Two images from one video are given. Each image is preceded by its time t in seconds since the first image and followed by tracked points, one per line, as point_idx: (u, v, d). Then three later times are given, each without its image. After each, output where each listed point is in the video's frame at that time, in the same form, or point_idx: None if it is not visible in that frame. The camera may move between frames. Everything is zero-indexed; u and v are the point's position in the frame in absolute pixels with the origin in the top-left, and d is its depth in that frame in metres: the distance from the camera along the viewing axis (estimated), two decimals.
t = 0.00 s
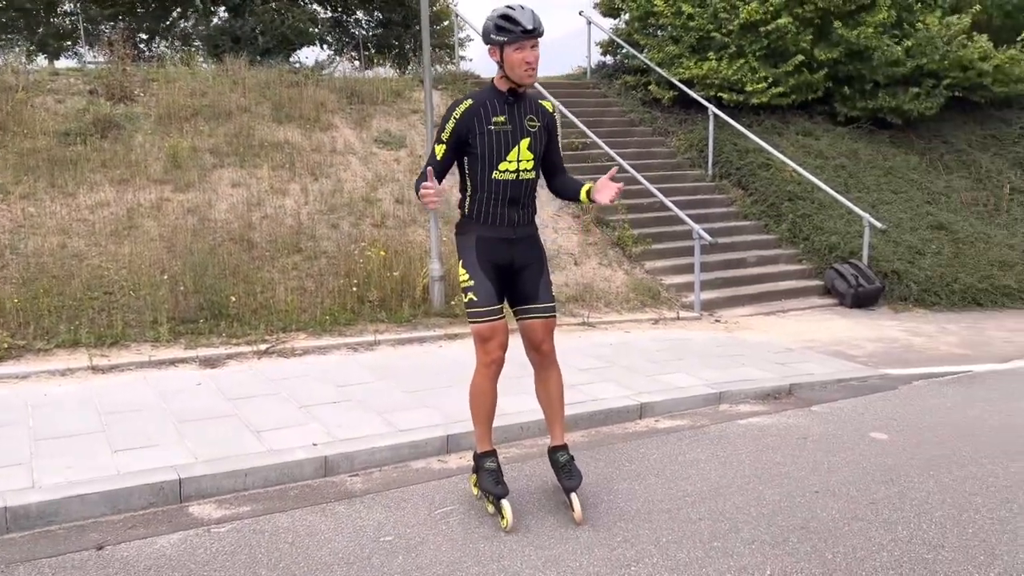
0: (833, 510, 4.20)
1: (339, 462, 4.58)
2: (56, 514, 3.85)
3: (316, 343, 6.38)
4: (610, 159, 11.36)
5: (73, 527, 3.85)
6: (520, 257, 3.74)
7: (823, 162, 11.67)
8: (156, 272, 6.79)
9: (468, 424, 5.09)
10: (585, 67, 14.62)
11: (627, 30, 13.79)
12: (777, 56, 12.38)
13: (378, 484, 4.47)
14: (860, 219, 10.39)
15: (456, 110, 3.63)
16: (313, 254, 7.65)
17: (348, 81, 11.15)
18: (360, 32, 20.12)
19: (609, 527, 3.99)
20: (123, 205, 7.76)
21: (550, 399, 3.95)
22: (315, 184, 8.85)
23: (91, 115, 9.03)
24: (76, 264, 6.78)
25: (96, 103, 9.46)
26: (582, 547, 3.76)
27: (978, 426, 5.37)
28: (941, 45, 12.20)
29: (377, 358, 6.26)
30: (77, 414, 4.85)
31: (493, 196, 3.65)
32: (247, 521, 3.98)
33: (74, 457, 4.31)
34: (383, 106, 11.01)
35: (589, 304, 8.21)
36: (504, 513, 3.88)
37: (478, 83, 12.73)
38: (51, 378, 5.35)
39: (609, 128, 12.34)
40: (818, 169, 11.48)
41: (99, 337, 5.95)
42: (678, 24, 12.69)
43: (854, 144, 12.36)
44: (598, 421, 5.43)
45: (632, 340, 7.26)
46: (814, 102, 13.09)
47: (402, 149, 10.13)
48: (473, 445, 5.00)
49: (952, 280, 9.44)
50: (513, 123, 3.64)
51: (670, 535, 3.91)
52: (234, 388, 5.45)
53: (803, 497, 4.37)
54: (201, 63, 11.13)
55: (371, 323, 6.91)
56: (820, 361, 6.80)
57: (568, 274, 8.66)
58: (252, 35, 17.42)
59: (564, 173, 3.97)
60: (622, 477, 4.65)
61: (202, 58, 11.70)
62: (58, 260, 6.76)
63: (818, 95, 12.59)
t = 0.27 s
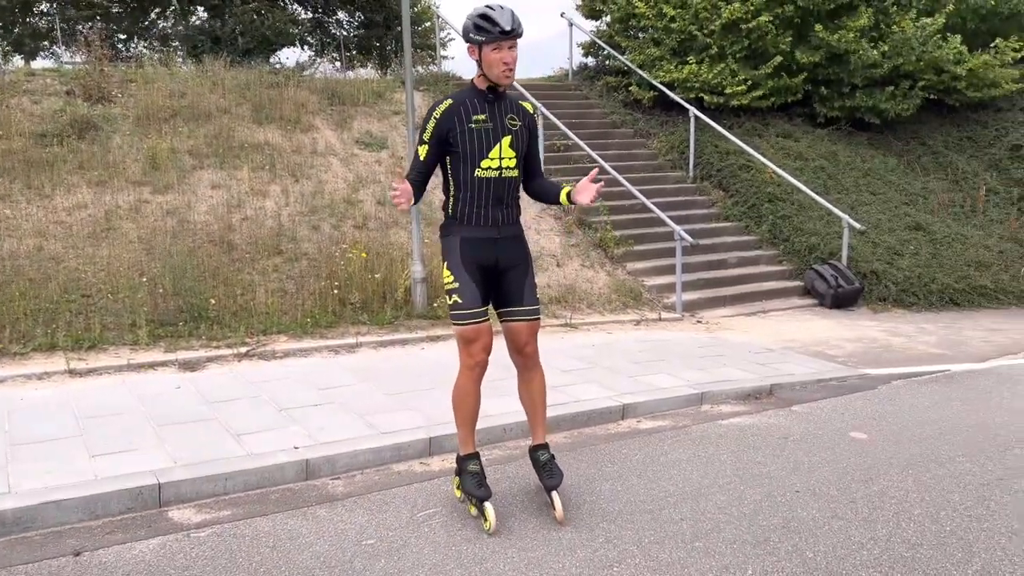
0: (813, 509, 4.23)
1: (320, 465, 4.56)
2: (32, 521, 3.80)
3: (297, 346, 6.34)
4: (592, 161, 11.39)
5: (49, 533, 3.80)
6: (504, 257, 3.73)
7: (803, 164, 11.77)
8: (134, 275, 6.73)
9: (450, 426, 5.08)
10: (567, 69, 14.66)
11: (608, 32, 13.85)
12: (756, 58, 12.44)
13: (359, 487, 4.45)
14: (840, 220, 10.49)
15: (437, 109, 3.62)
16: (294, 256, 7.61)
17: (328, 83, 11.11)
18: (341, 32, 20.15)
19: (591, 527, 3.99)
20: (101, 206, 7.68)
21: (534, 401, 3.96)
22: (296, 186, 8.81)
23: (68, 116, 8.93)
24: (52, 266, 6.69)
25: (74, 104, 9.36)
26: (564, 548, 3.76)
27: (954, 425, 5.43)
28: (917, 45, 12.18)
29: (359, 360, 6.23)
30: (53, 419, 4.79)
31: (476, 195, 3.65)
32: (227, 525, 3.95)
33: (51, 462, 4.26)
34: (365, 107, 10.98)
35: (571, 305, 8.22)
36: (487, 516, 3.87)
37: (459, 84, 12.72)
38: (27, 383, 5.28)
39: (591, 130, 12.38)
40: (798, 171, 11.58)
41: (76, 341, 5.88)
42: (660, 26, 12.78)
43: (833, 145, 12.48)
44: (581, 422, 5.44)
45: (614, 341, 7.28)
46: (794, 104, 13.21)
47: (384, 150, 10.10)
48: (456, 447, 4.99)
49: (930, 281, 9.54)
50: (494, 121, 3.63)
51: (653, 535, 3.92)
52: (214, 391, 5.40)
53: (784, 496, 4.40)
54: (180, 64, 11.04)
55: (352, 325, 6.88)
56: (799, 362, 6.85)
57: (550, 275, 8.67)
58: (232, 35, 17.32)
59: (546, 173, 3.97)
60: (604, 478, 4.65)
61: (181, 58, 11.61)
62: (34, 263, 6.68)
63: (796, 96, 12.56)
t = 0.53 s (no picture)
0: (796, 510, 4.26)
1: (304, 469, 4.53)
2: (11, 527, 3.76)
3: (280, 349, 6.31)
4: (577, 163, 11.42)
5: (28, 540, 3.75)
6: (494, 259, 3.72)
7: (785, 166, 11.86)
8: (115, 278, 6.67)
9: (435, 429, 5.08)
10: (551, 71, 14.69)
11: (592, 35, 13.90)
12: (740, 62, 12.56)
13: (343, 491, 4.43)
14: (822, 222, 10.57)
15: (425, 110, 3.64)
16: (277, 259, 7.58)
17: (312, 85, 11.07)
18: (324, 34, 20.08)
19: (576, 529, 4.00)
20: (82, 209, 7.61)
21: (521, 403, 3.97)
22: (279, 188, 8.77)
23: (48, 117, 8.84)
24: (31, 270, 6.62)
25: (53, 105, 9.26)
26: (550, 550, 3.77)
27: (934, 425, 5.49)
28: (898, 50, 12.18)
29: (343, 364, 6.21)
30: (33, 424, 4.74)
31: (465, 195, 3.64)
32: (209, 530, 3.92)
33: (31, 468, 4.22)
34: (348, 109, 10.94)
35: (556, 307, 8.24)
36: (473, 518, 3.87)
37: (443, 86, 12.72)
38: (6, 387, 5.22)
39: (575, 133, 12.41)
40: (780, 173, 11.67)
41: (55, 345, 5.82)
42: (643, 29, 12.81)
43: (815, 148, 12.58)
44: (566, 424, 5.44)
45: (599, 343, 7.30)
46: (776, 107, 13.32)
47: (368, 152, 10.08)
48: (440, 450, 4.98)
49: (911, 282, 9.64)
50: (482, 121, 3.64)
51: (638, 537, 3.93)
52: (197, 395, 5.37)
53: (768, 497, 4.43)
54: (161, 65, 10.96)
55: (336, 328, 6.86)
56: (782, 363, 6.89)
57: (535, 277, 8.68)
58: (214, 37, 17.21)
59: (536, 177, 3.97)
60: (588, 479, 4.66)
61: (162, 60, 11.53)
62: (12, 266, 6.60)
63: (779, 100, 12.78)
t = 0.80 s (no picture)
0: (782, 511, 4.28)
1: (290, 473, 4.51)
2: None
3: (266, 352, 6.28)
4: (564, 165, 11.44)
5: (10, 545, 3.72)
6: (485, 260, 3.71)
7: (771, 168, 11.94)
8: (99, 280, 6.62)
9: (422, 432, 5.07)
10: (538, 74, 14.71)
11: (579, 37, 13.94)
12: (725, 65, 12.60)
13: (330, 494, 4.41)
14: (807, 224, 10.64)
15: (420, 106, 3.63)
16: (263, 261, 7.54)
17: (298, 86, 11.04)
18: (311, 35, 20.01)
19: (564, 531, 4.00)
20: (65, 211, 7.55)
21: (510, 405, 3.96)
22: (265, 190, 8.73)
23: (30, 118, 8.76)
24: (13, 272, 6.55)
25: (36, 106, 9.18)
26: (537, 552, 3.77)
27: (918, 426, 5.53)
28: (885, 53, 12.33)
29: (330, 366, 6.19)
30: (15, 428, 4.69)
31: (457, 195, 3.64)
32: (194, 534, 3.90)
33: (13, 472, 4.18)
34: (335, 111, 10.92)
35: (543, 309, 8.25)
36: (461, 522, 3.86)
37: (430, 88, 12.71)
38: None
39: (562, 135, 12.44)
40: (766, 176, 11.74)
41: (37, 348, 5.76)
42: (630, 31, 12.86)
43: (800, 151, 12.66)
44: (553, 426, 5.45)
45: (586, 345, 7.32)
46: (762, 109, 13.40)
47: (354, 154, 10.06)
48: (428, 452, 4.97)
49: (895, 283, 9.72)
50: (477, 122, 3.64)
51: (625, 538, 3.94)
52: (181, 399, 5.33)
53: (754, 498, 4.44)
54: (145, 66, 10.89)
55: (322, 331, 6.83)
56: (767, 365, 6.93)
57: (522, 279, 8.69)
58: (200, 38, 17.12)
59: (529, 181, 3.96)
60: (575, 481, 4.67)
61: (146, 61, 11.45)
62: None
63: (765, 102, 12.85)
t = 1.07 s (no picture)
0: (771, 512, 4.29)
1: (280, 475, 4.49)
2: None
3: (255, 354, 6.25)
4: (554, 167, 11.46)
5: None
6: (477, 262, 3.71)
7: (760, 171, 11.99)
8: (87, 282, 6.58)
9: (412, 434, 5.05)
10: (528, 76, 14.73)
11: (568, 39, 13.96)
12: (714, 67, 12.63)
13: (320, 496, 4.40)
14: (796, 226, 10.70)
15: (412, 107, 3.62)
16: (252, 263, 7.52)
17: (287, 87, 11.01)
18: (300, 36, 19.95)
19: (554, 533, 4.00)
20: (53, 212, 7.49)
21: (501, 407, 3.96)
22: (254, 191, 8.70)
23: (17, 119, 8.69)
24: None
25: (22, 106, 9.11)
26: (528, 554, 3.77)
27: (905, 427, 5.57)
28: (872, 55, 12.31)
29: (319, 368, 6.18)
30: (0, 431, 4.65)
31: (448, 197, 3.63)
32: (183, 537, 3.87)
33: None
34: (324, 112, 10.89)
35: (533, 311, 8.25)
36: (451, 524, 3.85)
37: (420, 90, 12.71)
38: None
39: (552, 137, 12.46)
40: (755, 178, 11.79)
41: (23, 351, 5.72)
42: (620, 34, 12.90)
43: (789, 153, 12.73)
44: (543, 428, 5.45)
45: (576, 347, 7.33)
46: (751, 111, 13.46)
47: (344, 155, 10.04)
48: (418, 454, 4.96)
49: (884, 285, 9.78)
50: (468, 124, 3.64)
51: (615, 540, 3.94)
52: (170, 401, 5.30)
53: (742, 499, 4.46)
54: (133, 67, 10.84)
55: (312, 332, 6.81)
56: (756, 366, 6.96)
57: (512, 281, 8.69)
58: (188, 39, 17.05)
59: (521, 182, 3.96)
60: (565, 483, 4.67)
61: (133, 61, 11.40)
62: None
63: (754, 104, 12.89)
